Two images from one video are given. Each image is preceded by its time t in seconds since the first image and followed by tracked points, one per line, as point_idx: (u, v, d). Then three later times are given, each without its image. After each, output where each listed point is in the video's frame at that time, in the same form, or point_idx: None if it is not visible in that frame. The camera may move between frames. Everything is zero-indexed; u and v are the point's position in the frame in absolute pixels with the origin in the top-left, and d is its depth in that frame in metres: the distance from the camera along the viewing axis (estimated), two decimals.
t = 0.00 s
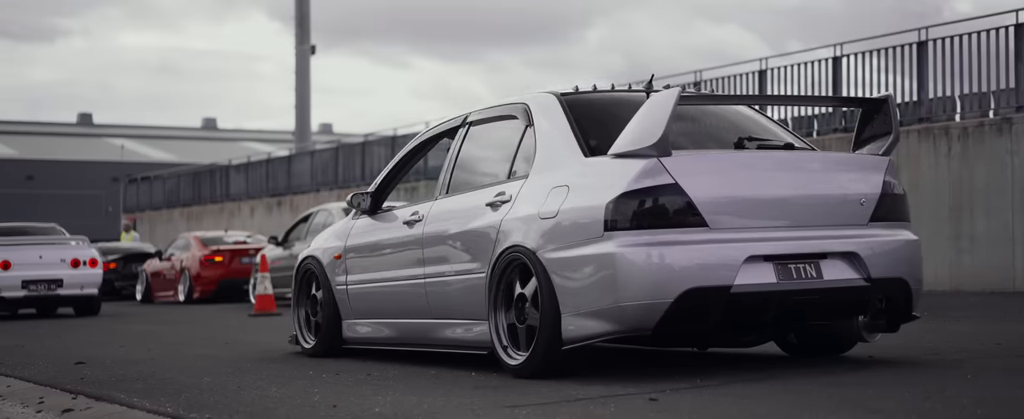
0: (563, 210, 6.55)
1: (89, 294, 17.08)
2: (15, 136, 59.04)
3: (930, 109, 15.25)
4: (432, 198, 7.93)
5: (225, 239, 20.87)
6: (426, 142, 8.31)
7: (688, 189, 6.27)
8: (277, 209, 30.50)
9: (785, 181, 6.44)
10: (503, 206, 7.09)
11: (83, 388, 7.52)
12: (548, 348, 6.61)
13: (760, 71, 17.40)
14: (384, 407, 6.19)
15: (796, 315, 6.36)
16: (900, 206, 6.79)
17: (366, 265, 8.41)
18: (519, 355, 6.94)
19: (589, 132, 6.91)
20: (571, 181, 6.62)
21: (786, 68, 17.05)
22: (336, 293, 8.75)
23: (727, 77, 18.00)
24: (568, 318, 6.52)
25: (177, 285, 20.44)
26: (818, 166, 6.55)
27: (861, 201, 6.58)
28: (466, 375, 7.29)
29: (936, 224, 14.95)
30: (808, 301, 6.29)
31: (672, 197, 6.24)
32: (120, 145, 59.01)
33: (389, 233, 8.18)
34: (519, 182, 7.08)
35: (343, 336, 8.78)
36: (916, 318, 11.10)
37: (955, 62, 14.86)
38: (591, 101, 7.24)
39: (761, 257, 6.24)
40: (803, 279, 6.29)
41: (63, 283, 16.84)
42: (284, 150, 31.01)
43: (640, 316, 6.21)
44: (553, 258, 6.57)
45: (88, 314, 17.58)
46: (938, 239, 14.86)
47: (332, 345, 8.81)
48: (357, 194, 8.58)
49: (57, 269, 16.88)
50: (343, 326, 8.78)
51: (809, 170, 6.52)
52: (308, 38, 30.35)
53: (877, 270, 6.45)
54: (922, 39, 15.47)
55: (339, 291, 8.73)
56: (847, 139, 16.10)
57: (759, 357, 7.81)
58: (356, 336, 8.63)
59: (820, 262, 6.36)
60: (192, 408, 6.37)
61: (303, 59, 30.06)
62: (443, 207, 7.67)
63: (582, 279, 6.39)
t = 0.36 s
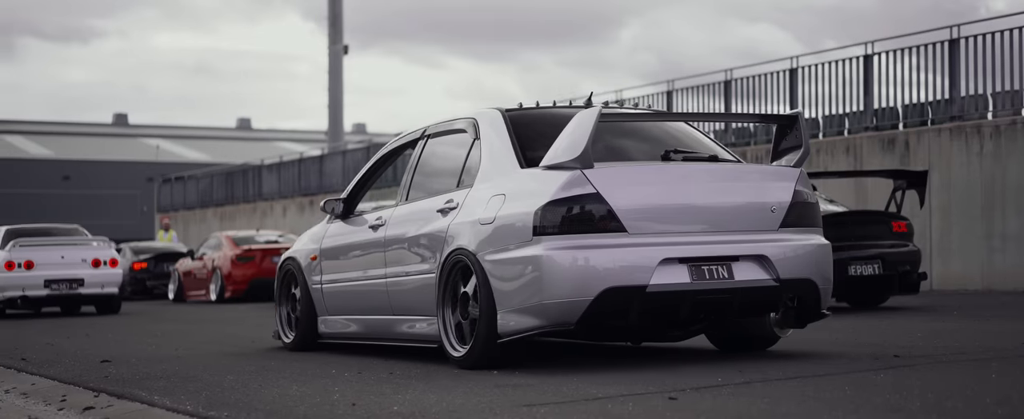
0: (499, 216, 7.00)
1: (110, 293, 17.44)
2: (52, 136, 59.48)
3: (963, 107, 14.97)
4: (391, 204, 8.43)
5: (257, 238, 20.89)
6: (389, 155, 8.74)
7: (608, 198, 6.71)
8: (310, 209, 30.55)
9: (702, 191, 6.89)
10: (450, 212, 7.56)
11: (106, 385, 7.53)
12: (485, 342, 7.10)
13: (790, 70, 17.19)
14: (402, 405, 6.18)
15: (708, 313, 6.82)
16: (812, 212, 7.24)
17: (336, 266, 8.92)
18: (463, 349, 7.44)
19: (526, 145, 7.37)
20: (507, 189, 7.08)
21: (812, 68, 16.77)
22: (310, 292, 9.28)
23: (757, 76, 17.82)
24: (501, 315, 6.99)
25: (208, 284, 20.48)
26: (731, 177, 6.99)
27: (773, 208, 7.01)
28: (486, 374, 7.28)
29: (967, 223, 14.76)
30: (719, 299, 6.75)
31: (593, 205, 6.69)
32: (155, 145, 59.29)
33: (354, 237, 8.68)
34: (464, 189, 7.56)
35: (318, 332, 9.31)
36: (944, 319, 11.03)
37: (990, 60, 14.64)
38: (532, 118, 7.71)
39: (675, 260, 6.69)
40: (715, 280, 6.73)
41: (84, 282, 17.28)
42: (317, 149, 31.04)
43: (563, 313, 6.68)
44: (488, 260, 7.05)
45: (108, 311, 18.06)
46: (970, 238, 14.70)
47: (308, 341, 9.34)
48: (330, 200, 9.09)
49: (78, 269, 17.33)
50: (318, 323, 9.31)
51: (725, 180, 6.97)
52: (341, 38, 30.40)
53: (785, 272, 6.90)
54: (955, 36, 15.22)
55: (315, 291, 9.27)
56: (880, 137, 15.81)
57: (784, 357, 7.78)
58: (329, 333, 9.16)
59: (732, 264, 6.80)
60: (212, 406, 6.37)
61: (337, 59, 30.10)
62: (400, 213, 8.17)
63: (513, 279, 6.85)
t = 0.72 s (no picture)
0: (451, 222, 7.63)
1: (134, 293, 17.79)
2: (91, 137, 59.96)
3: (997, 105, 14.81)
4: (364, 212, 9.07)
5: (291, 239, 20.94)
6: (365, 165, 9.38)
7: (548, 207, 7.34)
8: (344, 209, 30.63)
9: (635, 201, 7.52)
10: (411, 219, 8.19)
11: (127, 385, 7.56)
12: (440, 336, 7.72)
13: (824, 69, 17.05)
14: (419, 406, 6.17)
15: (642, 312, 7.45)
16: (742, 219, 7.87)
17: (317, 267, 9.54)
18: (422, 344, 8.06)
19: (479, 157, 8.00)
20: (459, 198, 7.71)
21: (846, 66, 16.65)
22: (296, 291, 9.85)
23: (790, 75, 17.70)
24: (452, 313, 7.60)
25: (242, 284, 20.54)
26: (663, 188, 7.64)
27: (703, 215, 7.64)
28: (506, 374, 7.27)
29: (1003, 223, 14.61)
30: (650, 298, 7.38)
31: (536, 212, 7.32)
32: (193, 146, 59.59)
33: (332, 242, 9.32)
34: (423, 198, 8.18)
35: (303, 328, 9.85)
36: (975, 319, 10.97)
37: None
38: (488, 133, 8.34)
39: (611, 262, 7.33)
40: (647, 280, 7.36)
41: (109, 283, 17.57)
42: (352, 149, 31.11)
43: (506, 310, 7.29)
44: (441, 262, 7.67)
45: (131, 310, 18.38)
46: (1006, 239, 14.56)
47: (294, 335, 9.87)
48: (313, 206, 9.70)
49: (102, 269, 17.61)
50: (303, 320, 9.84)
51: (657, 191, 7.60)
52: (376, 38, 30.45)
53: (715, 273, 7.52)
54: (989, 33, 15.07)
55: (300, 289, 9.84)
56: (915, 136, 15.64)
57: (807, 357, 7.73)
58: (312, 330, 9.73)
59: (663, 266, 7.44)
60: (230, 406, 6.37)
61: (371, 59, 30.16)
62: (371, 220, 8.80)
63: (463, 279, 7.46)
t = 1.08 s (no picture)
0: (416, 229, 8.20)
1: (159, 293, 17.84)
2: (129, 138, 60.33)
3: None
4: (344, 216, 9.62)
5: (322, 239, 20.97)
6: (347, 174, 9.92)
7: (504, 214, 7.95)
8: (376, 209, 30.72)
9: (586, 209, 8.15)
10: (383, 225, 8.76)
11: (147, 385, 7.58)
12: (406, 332, 8.26)
13: (856, 68, 16.93)
14: (436, 407, 6.16)
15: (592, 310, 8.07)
16: (687, 224, 8.51)
17: (306, 270, 10.06)
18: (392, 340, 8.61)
19: (446, 167, 8.57)
20: (424, 207, 8.29)
21: (879, 65, 16.53)
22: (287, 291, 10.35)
23: (822, 75, 17.61)
24: (417, 311, 8.16)
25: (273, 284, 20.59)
26: (611, 197, 8.26)
27: (648, 221, 8.28)
28: (525, 377, 7.27)
29: None
30: (600, 298, 8.00)
31: (494, 219, 7.92)
32: (230, 147, 59.87)
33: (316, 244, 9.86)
34: (392, 206, 8.78)
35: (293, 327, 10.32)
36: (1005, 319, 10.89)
37: None
38: (453, 143, 8.92)
39: (562, 265, 7.94)
40: (597, 282, 7.99)
41: (134, 282, 17.62)
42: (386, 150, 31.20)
43: (466, 308, 7.86)
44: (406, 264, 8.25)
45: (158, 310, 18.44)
46: None
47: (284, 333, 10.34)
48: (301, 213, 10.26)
49: (128, 270, 17.67)
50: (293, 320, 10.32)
51: (606, 200, 8.23)
52: (410, 39, 30.51)
53: (661, 274, 8.16)
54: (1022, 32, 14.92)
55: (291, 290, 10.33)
56: (947, 134, 15.47)
57: (830, 358, 7.69)
58: (301, 329, 10.21)
59: (611, 268, 8.07)
60: (246, 407, 6.38)
61: (406, 60, 30.23)
62: (350, 224, 9.36)
63: (427, 280, 8.03)
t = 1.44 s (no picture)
0: (393, 234, 8.80)
1: (185, 292, 17.95)
2: (168, 137, 60.68)
3: None
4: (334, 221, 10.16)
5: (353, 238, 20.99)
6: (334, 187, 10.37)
7: (472, 220, 8.57)
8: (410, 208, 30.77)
9: (548, 214, 8.76)
10: (365, 229, 9.35)
11: (167, 384, 7.59)
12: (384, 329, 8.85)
13: (889, 65, 16.79)
14: (450, 408, 6.13)
15: (554, 309, 8.70)
16: (646, 229, 9.11)
17: (299, 270, 10.58)
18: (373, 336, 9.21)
19: (422, 175, 9.14)
20: (401, 212, 8.88)
21: (913, 63, 16.39)
22: (283, 291, 10.86)
23: (855, 73, 17.50)
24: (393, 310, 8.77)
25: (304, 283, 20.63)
26: (572, 203, 8.87)
27: (609, 225, 8.88)
28: (542, 378, 7.25)
29: None
30: (561, 297, 8.63)
31: (464, 224, 8.54)
32: (267, 146, 60.13)
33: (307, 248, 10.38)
34: (373, 211, 9.37)
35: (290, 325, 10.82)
36: None
37: None
38: (431, 152, 9.51)
39: (526, 266, 8.57)
40: (558, 282, 8.61)
41: (160, 281, 17.75)
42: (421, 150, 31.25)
43: (437, 306, 8.48)
44: (385, 265, 8.85)
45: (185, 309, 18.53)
46: None
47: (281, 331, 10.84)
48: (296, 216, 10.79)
49: (153, 269, 17.80)
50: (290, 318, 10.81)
51: (568, 206, 8.85)
52: (445, 39, 30.54)
53: (621, 275, 8.77)
54: None
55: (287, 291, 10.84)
56: (979, 133, 15.25)
57: (853, 358, 7.63)
58: (297, 326, 10.70)
59: (573, 270, 8.69)
60: (261, 406, 6.38)
61: (440, 59, 30.27)
62: (339, 227, 9.92)
63: (401, 280, 8.65)
